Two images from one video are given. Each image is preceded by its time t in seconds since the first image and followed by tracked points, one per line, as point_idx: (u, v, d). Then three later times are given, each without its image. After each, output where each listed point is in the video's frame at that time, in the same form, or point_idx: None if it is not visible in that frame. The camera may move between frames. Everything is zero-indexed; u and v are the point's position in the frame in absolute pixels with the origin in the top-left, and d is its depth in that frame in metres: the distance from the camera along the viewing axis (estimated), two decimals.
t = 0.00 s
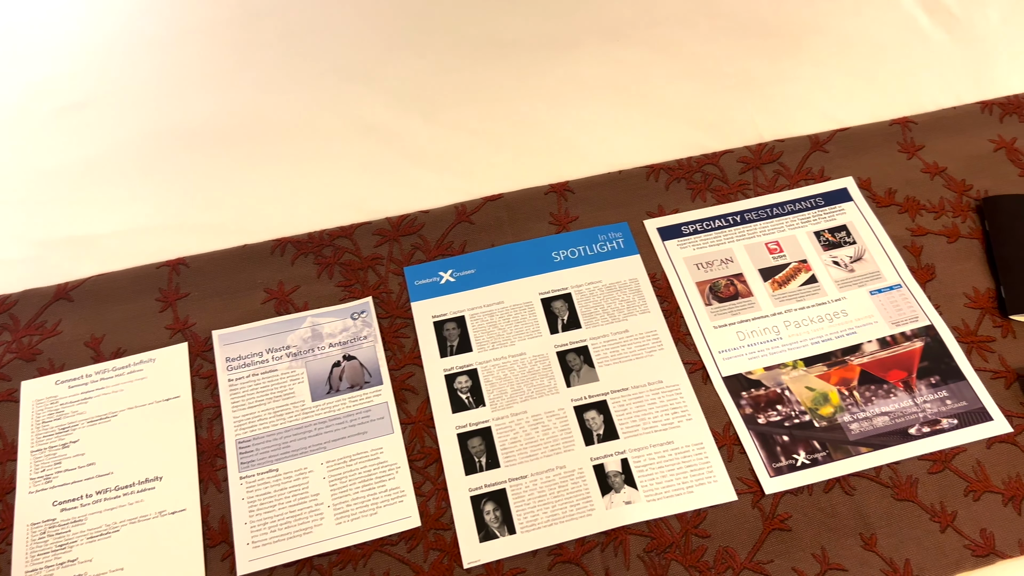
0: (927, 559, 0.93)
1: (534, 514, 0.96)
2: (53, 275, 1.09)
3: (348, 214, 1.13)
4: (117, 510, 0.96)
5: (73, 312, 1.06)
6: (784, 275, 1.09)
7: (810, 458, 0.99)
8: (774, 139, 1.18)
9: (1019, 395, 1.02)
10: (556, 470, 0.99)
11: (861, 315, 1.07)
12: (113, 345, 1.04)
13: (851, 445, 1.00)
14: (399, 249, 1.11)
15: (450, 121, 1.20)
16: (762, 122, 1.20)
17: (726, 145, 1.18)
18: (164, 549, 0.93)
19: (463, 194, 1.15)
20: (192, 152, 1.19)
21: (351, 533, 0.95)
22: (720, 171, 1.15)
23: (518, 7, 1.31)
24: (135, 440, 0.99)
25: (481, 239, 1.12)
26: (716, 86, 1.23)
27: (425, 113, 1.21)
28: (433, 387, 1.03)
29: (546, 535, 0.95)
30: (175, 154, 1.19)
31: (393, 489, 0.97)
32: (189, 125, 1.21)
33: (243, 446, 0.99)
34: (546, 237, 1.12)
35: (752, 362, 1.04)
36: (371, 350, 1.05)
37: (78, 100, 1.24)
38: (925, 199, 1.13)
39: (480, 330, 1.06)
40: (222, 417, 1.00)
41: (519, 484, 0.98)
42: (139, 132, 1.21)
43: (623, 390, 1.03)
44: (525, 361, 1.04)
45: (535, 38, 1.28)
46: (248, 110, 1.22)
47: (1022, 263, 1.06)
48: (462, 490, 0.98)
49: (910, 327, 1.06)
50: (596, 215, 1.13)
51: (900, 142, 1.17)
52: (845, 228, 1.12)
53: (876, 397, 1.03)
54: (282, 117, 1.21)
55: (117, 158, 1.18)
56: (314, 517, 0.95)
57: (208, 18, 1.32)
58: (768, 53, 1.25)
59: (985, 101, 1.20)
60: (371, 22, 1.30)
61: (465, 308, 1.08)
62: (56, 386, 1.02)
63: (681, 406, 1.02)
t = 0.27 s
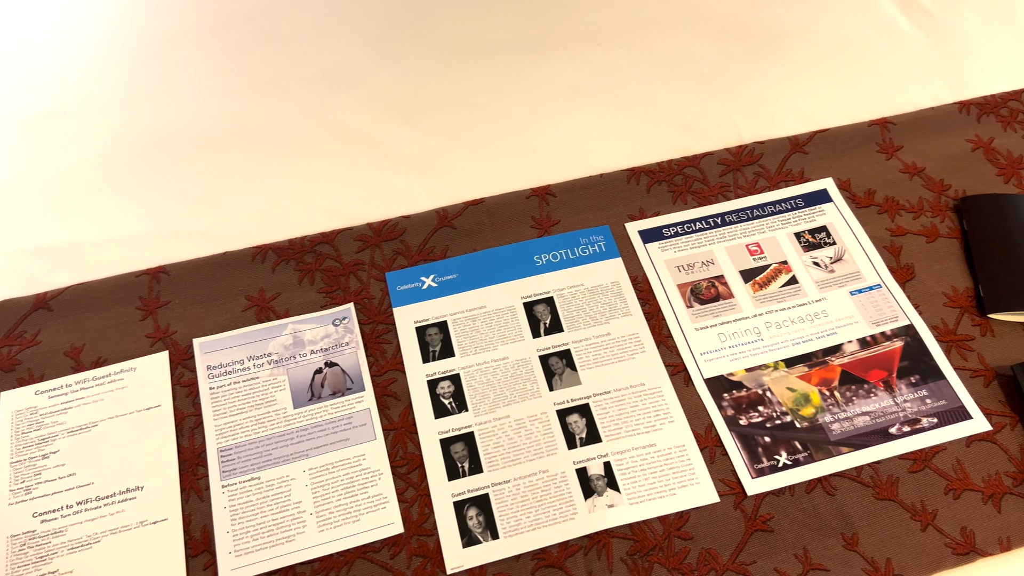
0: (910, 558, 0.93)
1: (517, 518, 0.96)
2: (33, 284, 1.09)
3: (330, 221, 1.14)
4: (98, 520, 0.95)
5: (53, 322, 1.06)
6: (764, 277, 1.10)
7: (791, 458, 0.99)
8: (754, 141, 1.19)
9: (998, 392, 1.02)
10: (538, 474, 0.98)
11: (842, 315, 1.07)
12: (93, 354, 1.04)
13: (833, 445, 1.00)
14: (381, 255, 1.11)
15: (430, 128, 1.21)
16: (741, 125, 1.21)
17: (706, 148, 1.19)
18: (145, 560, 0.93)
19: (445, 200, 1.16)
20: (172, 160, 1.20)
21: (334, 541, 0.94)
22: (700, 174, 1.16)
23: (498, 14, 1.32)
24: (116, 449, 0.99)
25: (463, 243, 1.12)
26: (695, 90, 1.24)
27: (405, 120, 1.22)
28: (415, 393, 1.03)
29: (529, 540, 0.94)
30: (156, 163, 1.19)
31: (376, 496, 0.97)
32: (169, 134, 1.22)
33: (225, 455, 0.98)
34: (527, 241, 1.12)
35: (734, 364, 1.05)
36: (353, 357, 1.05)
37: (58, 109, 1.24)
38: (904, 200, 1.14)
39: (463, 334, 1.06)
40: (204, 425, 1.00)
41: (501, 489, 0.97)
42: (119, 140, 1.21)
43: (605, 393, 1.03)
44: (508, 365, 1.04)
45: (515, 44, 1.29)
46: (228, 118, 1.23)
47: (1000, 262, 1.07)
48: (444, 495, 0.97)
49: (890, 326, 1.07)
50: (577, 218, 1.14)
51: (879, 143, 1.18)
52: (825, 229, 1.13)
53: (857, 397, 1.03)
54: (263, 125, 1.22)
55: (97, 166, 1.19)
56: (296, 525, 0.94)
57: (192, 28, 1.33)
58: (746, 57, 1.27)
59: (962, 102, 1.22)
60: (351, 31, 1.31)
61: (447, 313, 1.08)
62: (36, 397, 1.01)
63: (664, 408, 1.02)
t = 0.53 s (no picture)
0: (895, 555, 0.93)
1: (503, 521, 0.95)
2: (14, 291, 1.09)
3: (314, 225, 1.14)
4: (82, 529, 0.94)
5: (35, 329, 1.06)
6: (748, 277, 1.10)
7: (776, 458, 0.99)
8: (736, 142, 1.20)
9: (980, 389, 1.03)
10: (524, 476, 0.98)
11: (825, 315, 1.08)
12: (76, 362, 1.04)
13: (817, 444, 1.00)
14: (365, 259, 1.11)
15: (414, 133, 1.22)
16: (722, 126, 1.22)
17: (689, 150, 1.20)
18: (130, 568, 0.92)
19: (429, 203, 1.16)
20: (154, 167, 1.20)
21: (320, 547, 0.94)
22: (683, 175, 1.17)
23: (480, 20, 1.34)
24: (99, 457, 0.98)
25: (447, 247, 1.13)
26: (676, 92, 1.25)
27: (388, 125, 1.23)
28: (401, 397, 1.03)
29: (516, 543, 0.94)
30: (139, 170, 1.20)
31: (362, 501, 0.96)
32: (152, 141, 1.23)
33: (210, 461, 0.98)
34: (512, 243, 1.13)
35: (718, 364, 1.05)
36: (338, 361, 1.05)
37: (41, 116, 1.25)
38: (885, 199, 1.15)
39: (448, 338, 1.06)
40: (188, 432, 1.00)
41: (486, 492, 0.97)
42: (101, 147, 1.22)
43: (590, 394, 1.03)
44: (493, 368, 1.04)
45: (497, 50, 1.30)
46: (212, 125, 1.24)
47: (980, 260, 1.07)
48: (430, 499, 0.97)
49: (872, 325, 1.07)
50: (561, 221, 1.14)
51: (860, 142, 1.19)
52: (808, 229, 1.13)
53: (841, 396, 1.03)
54: (247, 132, 1.23)
55: (80, 174, 1.19)
56: (281, 531, 0.94)
57: (178, 37, 1.34)
58: (726, 59, 1.28)
59: (942, 101, 1.23)
60: (334, 38, 1.32)
61: (432, 317, 1.08)
62: (19, 405, 1.01)
63: (648, 409, 1.02)
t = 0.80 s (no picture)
0: (878, 553, 0.93)
1: (488, 525, 0.95)
2: None
3: (296, 231, 1.14)
4: (64, 539, 0.94)
5: (16, 339, 1.05)
6: (730, 278, 1.11)
7: (759, 458, 1.00)
8: (717, 143, 1.21)
9: (960, 386, 1.04)
10: (508, 480, 0.98)
11: (806, 314, 1.09)
12: (57, 371, 1.03)
13: (799, 443, 1.00)
14: (348, 264, 1.11)
15: (396, 138, 1.22)
16: (703, 128, 1.22)
17: (671, 151, 1.20)
18: None
19: (412, 207, 1.16)
20: (136, 173, 1.20)
21: (304, 553, 0.93)
22: (665, 177, 1.17)
23: (462, 24, 1.34)
24: (81, 467, 0.98)
25: (430, 250, 1.13)
26: (656, 95, 1.26)
27: (370, 129, 1.23)
28: (384, 402, 1.02)
29: (500, 546, 0.94)
30: (122, 177, 1.20)
31: (346, 506, 0.96)
32: (134, 147, 1.23)
33: (192, 469, 0.98)
34: (495, 247, 1.13)
35: (700, 365, 1.05)
36: (321, 367, 1.04)
37: (22, 124, 1.25)
38: (866, 198, 1.16)
39: (431, 342, 1.06)
40: (170, 440, 0.99)
41: (471, 496, 0.97)
42: (82, 154, 1.22)
43: (574, 397, 1.03)
44: (477, 372, 1.04)
45: (479, 53, 1.31)
46: (194, 132, 1.24)
47: (958, 258, 1.08)
48: (415, 504, 0.97)
49: (854, 324, 1.08)
50: (544, 223, 1.15)
51: (841, 142, 1.20)
52: (789, 229, 1.14)
53: (823, 395, 1.04)
54: (229, 138, 1.23)
55: (62, 181, 1.19)
56: (265, 538, 0.94)
57: (160, 44, 1.34)
58: (706, 61, 1.29)
59: (921, 101, 1.24)
60: (316, 43, 1.33)
61: (415, 321, 1.08)
62: None
63: (632, 411, 1.03)
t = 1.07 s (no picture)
0: (866, 551, 0.94)
1: (476, 528, 0.95)
2: None
3: (282, 235, 1.14)
4: (50, 546, 0.93)
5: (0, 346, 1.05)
6: (716, 278, 1.11)
7: (746, 457, 1.00)
8: (702, 144, 1.21)
9: (945, 384, 1.04)
10: (496, 482, 0.98)
11: (792, 314, 1.09)
12: (42, 378, 1.03)
13: (786, 442, 1.01)
14: (334, 268, 1.11)
15: (382, 141, 1.22)
16: (688, 129, 1.23)
17: (656, 153, 1.21)
18: None
19: (398, 210, 1.16)
20: (121, 179, 1.20)
21: (291, 558, 0.93)
22: (651, 178, 1.18)
23: (447, 27, 1.34)
24: (67, 474, 0.97)
25: (417, 253, 1.13)
26: (641, 96, 1.26)
27: (357, 132, 1.23)
28: (372, 405, 1.02)
29: (489, 549, 0.94)
30: (107, 182, 1.19)
31: (334, 510, 0.96)
32: (119, 153, 1.22)
33: (179, 475, 0.97)
34: (482, 249, 1.13)
35: (687, 365, 1.06)
36: (308, 371, 1.04)
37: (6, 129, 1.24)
38: (850, 198, 1.16)
39: (418, 345, 1.06)
40: (157, 446, 0.99)
41: (459, 499, 0.97)
42: (68, 160, 1.21)
43: (561, 398, 1.03)
44: (464, 374, 1.04)
45: (465, 56, 1.31)
46: (181, 137, 1.24)
47: (942, 256, 1.09)
48: (403, 507, 0.96)
49: (839, 323, 1.08)
50: (530, 225, 1.15)
51: (825, 142, 1.20)
52: (775, 229, 1.14)
53: (809, 394, 1.04)
54: (215, 143, 1.23)
55: (47, 187, 1.19)
56: (253, 543, 0.93)
57: (145, 48, 1.34)
58: (691, 62, 1.29)
59: (905, 100, 1.24)
60: (301, 47, 1.33)
61: (402, 324, 1.08)
62: None
63: (619, 412, 1.03)
